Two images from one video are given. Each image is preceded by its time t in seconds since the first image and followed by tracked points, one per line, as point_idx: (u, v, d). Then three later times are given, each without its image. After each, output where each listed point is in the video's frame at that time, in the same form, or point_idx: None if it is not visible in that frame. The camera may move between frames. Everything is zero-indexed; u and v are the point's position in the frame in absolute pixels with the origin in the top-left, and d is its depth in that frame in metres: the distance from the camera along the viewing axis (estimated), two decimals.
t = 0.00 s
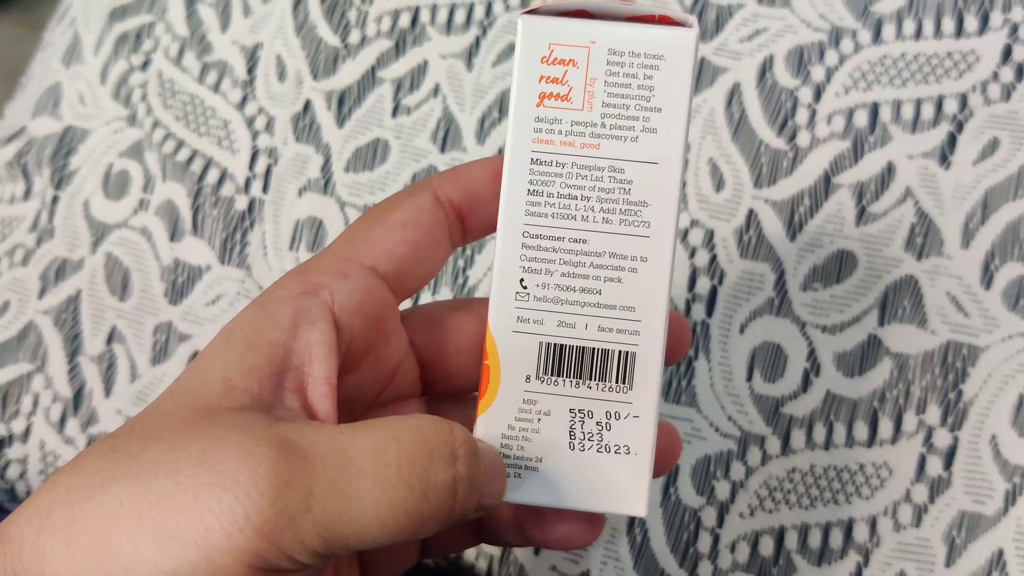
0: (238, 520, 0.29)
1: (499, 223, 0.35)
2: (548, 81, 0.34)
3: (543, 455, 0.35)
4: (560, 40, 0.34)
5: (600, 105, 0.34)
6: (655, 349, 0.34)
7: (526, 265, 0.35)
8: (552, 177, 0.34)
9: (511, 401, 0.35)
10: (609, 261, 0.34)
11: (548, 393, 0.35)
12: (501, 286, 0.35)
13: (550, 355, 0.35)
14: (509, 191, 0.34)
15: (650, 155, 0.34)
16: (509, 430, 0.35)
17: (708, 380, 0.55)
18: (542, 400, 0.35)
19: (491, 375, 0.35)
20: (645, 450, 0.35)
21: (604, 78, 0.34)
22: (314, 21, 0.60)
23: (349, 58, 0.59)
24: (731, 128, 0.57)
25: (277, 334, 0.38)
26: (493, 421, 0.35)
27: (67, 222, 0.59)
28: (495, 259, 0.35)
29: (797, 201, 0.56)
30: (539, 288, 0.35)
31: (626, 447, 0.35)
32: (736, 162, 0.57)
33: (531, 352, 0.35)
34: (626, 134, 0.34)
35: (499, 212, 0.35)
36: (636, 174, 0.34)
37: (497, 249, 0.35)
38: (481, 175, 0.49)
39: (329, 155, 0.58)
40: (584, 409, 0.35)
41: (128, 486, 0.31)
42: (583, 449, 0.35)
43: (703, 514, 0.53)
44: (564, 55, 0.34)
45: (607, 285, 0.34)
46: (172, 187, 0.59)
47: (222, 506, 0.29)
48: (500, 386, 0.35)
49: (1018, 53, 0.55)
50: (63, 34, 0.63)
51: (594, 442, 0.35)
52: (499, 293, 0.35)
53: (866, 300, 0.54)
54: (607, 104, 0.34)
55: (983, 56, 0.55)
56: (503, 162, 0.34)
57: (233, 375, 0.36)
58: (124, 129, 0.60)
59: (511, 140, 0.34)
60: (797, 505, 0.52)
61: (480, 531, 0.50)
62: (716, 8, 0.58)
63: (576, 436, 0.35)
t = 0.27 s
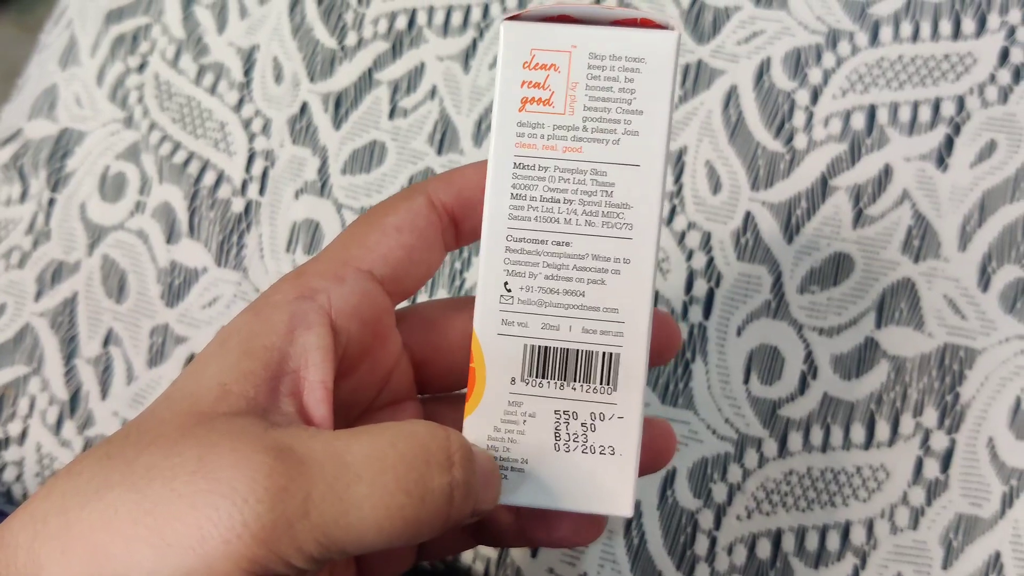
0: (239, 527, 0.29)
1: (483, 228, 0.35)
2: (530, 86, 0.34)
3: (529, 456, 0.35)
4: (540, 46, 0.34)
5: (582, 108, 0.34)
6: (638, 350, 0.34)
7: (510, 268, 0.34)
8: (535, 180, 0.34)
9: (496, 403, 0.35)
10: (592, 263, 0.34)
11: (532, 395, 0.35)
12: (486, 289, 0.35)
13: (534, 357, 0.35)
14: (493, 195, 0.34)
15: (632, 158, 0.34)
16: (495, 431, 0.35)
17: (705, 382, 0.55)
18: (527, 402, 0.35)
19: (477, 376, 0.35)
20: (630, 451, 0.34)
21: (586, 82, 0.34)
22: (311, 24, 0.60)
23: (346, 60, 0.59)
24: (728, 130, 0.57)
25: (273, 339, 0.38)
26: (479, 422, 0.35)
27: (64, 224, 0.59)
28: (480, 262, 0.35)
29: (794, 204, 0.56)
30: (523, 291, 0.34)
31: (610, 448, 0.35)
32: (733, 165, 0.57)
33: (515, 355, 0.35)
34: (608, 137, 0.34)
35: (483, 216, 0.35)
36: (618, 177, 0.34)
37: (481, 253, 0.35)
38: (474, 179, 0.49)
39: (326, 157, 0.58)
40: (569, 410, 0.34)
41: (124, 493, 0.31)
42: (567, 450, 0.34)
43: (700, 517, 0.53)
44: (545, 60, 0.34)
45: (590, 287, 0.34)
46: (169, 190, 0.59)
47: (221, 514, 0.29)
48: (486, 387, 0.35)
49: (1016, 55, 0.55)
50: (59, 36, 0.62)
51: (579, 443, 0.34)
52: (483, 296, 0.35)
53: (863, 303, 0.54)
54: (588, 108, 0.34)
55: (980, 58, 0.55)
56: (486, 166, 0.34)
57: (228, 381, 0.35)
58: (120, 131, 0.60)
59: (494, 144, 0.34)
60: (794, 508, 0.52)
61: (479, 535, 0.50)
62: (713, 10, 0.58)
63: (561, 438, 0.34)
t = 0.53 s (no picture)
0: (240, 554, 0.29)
1: (469, 227, 0.35)
2: (512, 84, 0.34)
3: (520, 454, 0.34)
4: (520, 43, 0.34)
5: (564, 105, 0.34)
6: (627, 345, 0.34)
7: (497, 267, 0.34)
8: (519, 178, 0.34)
9: (487, 401, 0.35)
10: (579, 259, 0.34)
11: (523, 393, 0.35)
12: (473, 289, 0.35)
13: (523, 354, 0.35)
14: (478, 195, 0.34)
15: (616, 153, 0.34)
16: (486, 430, 0.35)
17: (701, 384, 0.55)
18: (517, 399, 0.35)
19: (468, 375, 0.35)
20: (621, 446, 0.34)
21: (567, 78, 0.34)
22: (307, 24, 0.60)
23: (341, 61, 0.59)
24: (724, 132, 0.57)
25: (268, 350, 0.38)
26: (470, 421, 0.35)
27: (59, 225, 0.59)
28: (467, 262, 0.35)
29: (789, 205, 0.56)
30: (510, 289, 0.34)
31: (601, 443, 0.35)
32: (729, 166, 0.56)
33: (504, 352, 0.35)
34: (591, 133, 0.34)
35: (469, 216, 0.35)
36: (603, 172, 0.34)
37: (468, 253, 0.35)
38: (463, 177, 0.49)
39: (322, 158, 0.58)
40: (559, 407, 0.34)
41: (124, 509, 0.31)
42: (559, 447, 0.34)
43: (696, 519, 0.52)
44: (526, 57, 0.34)
45: (577, 284, 0.34)
46: (164, 191, 0.59)
47: (223, 541, 0.29)
48: (476, 385, 0.35)
49: (1011, 57, 0.55)
50: (54, 37, 0.62)
51: (570, 440, 0.34)
52: (471, 296, 0.35)
53: (858, 305, 0.54)
54: (571, 104, 0.34)
55: (976, 59, 0.55)
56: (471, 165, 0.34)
57: (227, 395, 0.36)
58: (115, 132, 0.60)
59: (478, 143, 0.34)
60: (790, 510, 0.52)
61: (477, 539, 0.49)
62: (709, 12, 0.58)
63: (552, 435, 0.34)
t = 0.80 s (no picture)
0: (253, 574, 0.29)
1: (460, 218, 0.34)
2: (500, 73, 0.34)
3: (515, 447, 0.34)
4: (508, 31, 0.33)
5: (554, 92, 0.33)
6: (622, 334, 0.33)
7: (488, 258, 0.34)
8: (510, 167, 0.34)
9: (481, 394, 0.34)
10: (571, 248, 0.33)
11: (517, 385, 0.34)
12: (465, 280, 0.34)
13: (517, 346, 0.34)
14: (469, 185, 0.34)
15: (606, 139, 0.33)
16: (480, 423, 0.34)
17: (699, 391, 0.54)
18: (512, 391, 0.34)
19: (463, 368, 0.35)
20: (618, 437, 0.34)
21: (556, 65, 0.33)
22: (304, 31, 0.60)
23: (339, 68, 0.59)
24: (722, 139, 0.57)
25: (270, 353, 0.38)
26: (465, 415, 0.34)
27: (55, 232, 0.59)
28: (458, 254, 0.35)
29: (788, 212, 0.56)
30: (502, 280, 0.34)
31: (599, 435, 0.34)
32: (727, 173, 0.56)
33: (497, 345, 0.34)
34: (581, 121, 0.33)
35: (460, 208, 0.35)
36: (593, 159, 0.33)
37: (459, 244, 0.34)
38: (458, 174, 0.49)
39: (319, 165, 0.58)
40: (554, 398, 0.34)
41: (135, 520, 0.30)
42: (555, 439, 0.34)
43: (694, 527, 0.52)
44: (514, 45, 0.33)
45: (570, 272, 0.34)
46: (160, 198, 0.59)
47: (238, 563, 0.29)
48: (471, 377, 0.34)
49: (1009, 63, 0.55)
50: (51, 42, 0.62)
51: (566, 431, 0.34)
52: (463, 288, 0.34)
53: (857, 312, 0.54)
54: (560, 91, 0.33)
55: (974, 66, 0.55)
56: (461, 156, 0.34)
57: (234, 401, 0.35)
58: (112, 139, 0.60)
59: (467, 134, 0.34)
60: (789, 518, 0.52)
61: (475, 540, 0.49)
62: (707, 18, 0.58)
63: (548, 427, 0.34)
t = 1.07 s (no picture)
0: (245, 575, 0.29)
1: (458, 216, 0.34)
2: (498, 67, 0.33)
3: (513, 451, 0.34)
4: (506, 24, 0.33)
5: (552, 87, 0.33)
6: (621, 335, 0.33)
7: (486, 256, 0.34)
8: (508, 164, 0.33)
9: (478, 397, 0.34)
10: (570, 247, 0.33)
11: (514, 387, 0.34)
12: (463, 278, 0.34)
13: (514, 347, 0.34)
14: (467, 182, 0.34)
15: (606, 136, 0.33)
16: (477, 426, 0.34)
17: (698, 389, 0.54)
18: (509, 394, 0.34)
19: (458, 371, 0.34)
20: (618, 440, 0.33)
21: (555, 59, 0.33)
22: (299, 27, 0.59)
23: (334, 64, 0.59)
24: (720, 136, 0.56)
25: (267, 353, 0.37)
26: (461, 418, 0.34)
27: (48, 230, 0.58)
28: (456, 252, 0.34)
29: (787, 209, 0.55)
30: (500, 279, 0.34)
31: (598, 439, 0.33)
32: (726, 170, 0.56)
33: (494, 346, 0.34)
34: (580, 116, 0.33)
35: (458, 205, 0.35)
36: (593, 156, 0.33)
37: (457, 242, 0.34)
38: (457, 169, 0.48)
39: (314, 162, 0.57)
40: (553, 402, 0.33)
41: (128, 519, 0.30)
42: (553, 442, 0.33)
43: (693, 527, 0.52)
44: (512, 39, 0.33)
45: (569, 272, 0.33)
46: (155, 196, 0.58)
47: (232, 565, 0.29)
48: (467, 379, 0.34)
49: (1009, 59, 0.55)
50: (44, 39, 0.62)
51: (564, 435, 0.33)
52: (461, 287, 0.34)
53: (856, 310, 0.53)
54: (559, 86, 0.33)
55: (974, 62, 0.55)
56: (458, 152, 0.34)
57: (229, 399, 0.35)
58: (106, 136, 0.59)
59: (464, 130, 0.34)
60: (788, 518, 0.52)
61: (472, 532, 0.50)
62: (705, 14, 0.58)
63: (546, 430, 0.33)
